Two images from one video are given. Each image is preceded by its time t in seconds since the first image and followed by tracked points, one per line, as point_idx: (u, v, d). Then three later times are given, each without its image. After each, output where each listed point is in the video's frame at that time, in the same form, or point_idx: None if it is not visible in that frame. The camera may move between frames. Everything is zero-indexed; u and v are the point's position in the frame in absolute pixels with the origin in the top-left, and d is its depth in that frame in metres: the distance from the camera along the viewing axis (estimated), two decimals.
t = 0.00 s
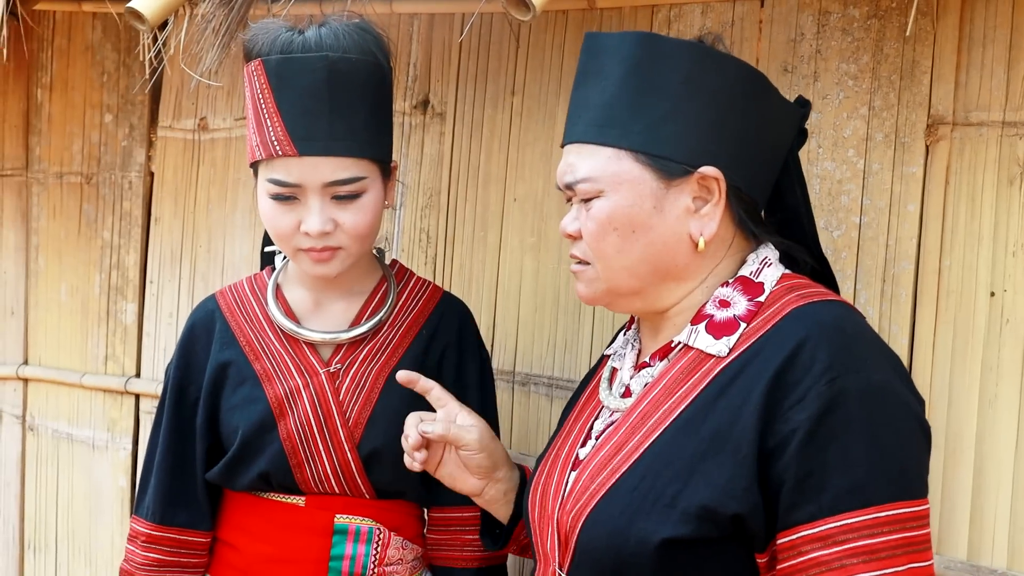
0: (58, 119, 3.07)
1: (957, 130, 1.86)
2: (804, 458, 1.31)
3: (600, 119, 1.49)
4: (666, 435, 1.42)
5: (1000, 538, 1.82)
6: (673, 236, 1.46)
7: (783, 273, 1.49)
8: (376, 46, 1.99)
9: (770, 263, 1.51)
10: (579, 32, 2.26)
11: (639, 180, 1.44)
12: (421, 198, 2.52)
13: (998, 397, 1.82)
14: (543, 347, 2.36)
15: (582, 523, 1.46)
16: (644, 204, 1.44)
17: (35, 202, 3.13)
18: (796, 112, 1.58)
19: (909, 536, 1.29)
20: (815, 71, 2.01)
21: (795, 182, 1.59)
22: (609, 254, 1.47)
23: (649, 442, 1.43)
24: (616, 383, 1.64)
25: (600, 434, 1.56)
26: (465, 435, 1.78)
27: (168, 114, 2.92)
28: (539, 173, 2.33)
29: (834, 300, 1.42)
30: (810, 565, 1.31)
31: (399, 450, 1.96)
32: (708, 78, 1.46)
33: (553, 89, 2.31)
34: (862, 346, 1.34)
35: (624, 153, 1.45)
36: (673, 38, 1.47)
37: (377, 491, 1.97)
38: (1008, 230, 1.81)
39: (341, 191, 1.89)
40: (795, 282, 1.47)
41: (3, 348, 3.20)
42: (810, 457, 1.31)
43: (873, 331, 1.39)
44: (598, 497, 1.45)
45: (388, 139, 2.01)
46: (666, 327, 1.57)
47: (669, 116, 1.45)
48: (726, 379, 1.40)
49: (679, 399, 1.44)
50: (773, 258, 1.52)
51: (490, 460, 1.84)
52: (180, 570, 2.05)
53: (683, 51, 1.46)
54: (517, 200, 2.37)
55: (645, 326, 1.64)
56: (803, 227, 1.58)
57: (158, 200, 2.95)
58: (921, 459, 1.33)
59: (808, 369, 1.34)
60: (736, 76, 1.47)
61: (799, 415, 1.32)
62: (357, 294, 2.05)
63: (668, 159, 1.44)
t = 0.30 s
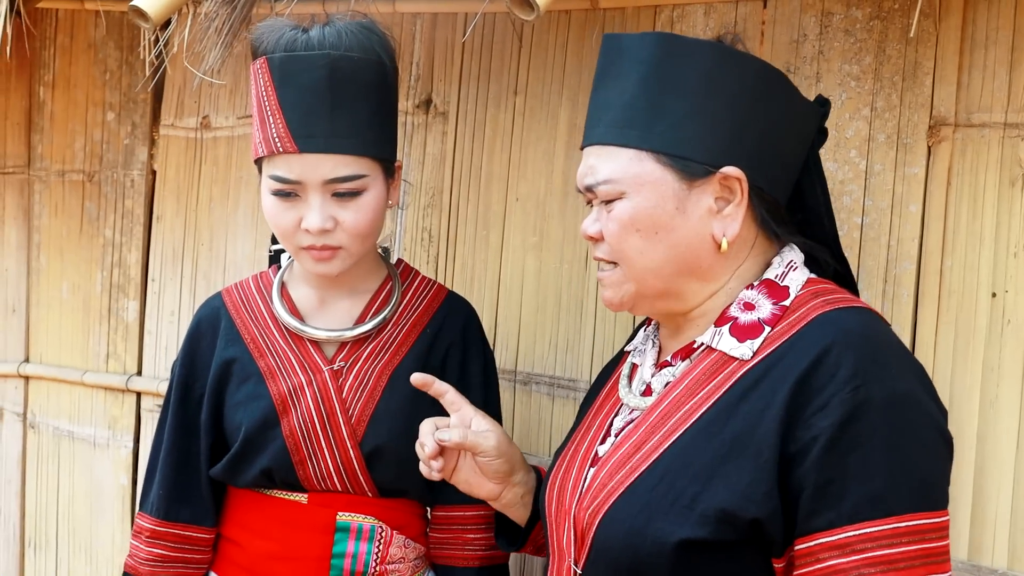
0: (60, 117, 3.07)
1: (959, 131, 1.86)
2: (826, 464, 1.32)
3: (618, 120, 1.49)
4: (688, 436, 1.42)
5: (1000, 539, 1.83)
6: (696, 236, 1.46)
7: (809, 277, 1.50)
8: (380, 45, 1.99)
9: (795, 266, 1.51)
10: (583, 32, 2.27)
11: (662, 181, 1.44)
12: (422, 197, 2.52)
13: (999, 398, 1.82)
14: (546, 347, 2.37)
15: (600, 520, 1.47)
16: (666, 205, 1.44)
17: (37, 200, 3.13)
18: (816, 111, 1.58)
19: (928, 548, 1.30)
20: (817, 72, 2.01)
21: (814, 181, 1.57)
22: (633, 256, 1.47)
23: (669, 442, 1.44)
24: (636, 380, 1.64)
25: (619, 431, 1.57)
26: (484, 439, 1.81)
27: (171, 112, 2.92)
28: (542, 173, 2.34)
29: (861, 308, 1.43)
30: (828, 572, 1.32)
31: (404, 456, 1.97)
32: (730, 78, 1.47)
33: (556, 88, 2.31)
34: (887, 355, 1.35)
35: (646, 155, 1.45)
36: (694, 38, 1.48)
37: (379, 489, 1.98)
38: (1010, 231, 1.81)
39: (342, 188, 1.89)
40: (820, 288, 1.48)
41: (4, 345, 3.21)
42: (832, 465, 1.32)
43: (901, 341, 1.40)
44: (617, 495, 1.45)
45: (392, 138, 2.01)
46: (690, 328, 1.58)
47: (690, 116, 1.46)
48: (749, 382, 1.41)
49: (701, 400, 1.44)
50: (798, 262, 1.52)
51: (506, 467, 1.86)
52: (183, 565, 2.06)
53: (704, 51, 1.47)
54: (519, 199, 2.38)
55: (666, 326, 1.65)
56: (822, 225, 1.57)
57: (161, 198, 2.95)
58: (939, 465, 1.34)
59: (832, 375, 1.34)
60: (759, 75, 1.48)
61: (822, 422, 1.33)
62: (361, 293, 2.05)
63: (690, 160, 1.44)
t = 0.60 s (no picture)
0: (62, 114, 3.08)
1: (964, 128, 1.86)
2: (863, 472, 1.30)
3: (661, 109, 1.48)
4: (718, 438, 1.41)
5: (1005, 536, 1.83)
6: (738, 232, 1.45)
7: (842, 280, 1.49)
8: (386, 42, 1.99)
9: (830, 269, 1.50)
10: (586, 30, 2.27)
11: (707, 174, 1.43)
12: (424, 193, 2.52)
13: (1003, 394, 1.82)
14: (549, 344, 2.37)
15: (625, 517, 1.45)
16: (710, 199, 1.43)
17: (40, 197, 3.13)
18: (858, 110, 1.58)
19: (963, 559, 1.29)
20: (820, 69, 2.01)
21: (852, 183, 1.56)
22: (673, 249, 1.46)
23: (700, 442, 1.42)
24: (662, 377, 1.63)
25: (646, 428, 1.56)
26: (485, 557, 1.72)
27: (174, 109, 2.92)
28: (545, 170, 2.34)
29: (897, 314, 1.41)
30: None
31: (408, 446, 1.95)
32: (779, 73, 1.46)
33: (560, 85, 2.31)
34: (924, 363, 1.34)
35: (692, 145, 1.44)
36: (746, 31, 1.46)
37: (384, 487, 1.98)
38: (1014, 229, 1.81)
39: (346, 183, 1.89)
40: (856, 292, 1.46)
41: (7, 342, 3.21)
42: (869, 474, 1.30)
43: (935, 349, 1.39)
44: (643, 495, 1.44)
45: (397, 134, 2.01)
46: (719, 326, 1.57)
47: (737, 109, 1.44)
48: (784, 385, 1.39)
49: (733, 401, 1.43)
50: (832, 263, 1.51)
51: (523, 549, 1.77)
52: (189, 561, 2.07)
53: (756, 44, 1.45)
54: (523, 196, 2.38)
55: (695, 324, 1.64)
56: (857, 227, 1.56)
57: (163, 195, 2.95)
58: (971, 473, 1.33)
59: (870, 383, 1.33)
60: (807, 71, 1.47)
61: (860, 430, 1.31)
62: (368, 289, 2.06)
63: (737, 154, 1.43)
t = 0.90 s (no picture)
0: (59, 114, 3.07)
1: (960, 126, 1.86)
2: (877, 489, 1.30)
3: (691, 102, 1.47)
4: (729, 442, 1.40)
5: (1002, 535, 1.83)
6: (758, 233, 1.45)
7: (868, 289, 1.47)
8: (388, 41, 1.99)
9: (855, 276, 1.48)
10: (584, 28, 2.28)
11: (730, 173, 1.43)
12: (421, 193, 2.52)
13: (1000, 392, 1.82)
14: (546, 343, 2.37)
15: (631, 516, 1.46)
16: (730, 198, 1.43)
17: (36, 197, 3.12)
18: (901, 114, 1.55)
19: None
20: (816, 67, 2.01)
21: (891, 189, 1.55)
22: (692, 246, 1.46)
23: (712, 444, 1.42)
24: (678, 374, 1.63)
25: (658, 426, 1.56)
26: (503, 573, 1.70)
27: (170, 108, 2.92)
28: (542, 170, 2.34)
29: (920, 327, 1.39)
30: None
31: (407, 449, 1.95)
32: (815, 71, 1.44)
33: (557, 84, 2.31)
34: (945, 380, 1.33)
35: (717, 142, 1.44)
36: (783, 27, 1.45)
37: (383, 488, 1.97)
38: (1011, 227, 1.81)
39: (342, 181, 1.89)
40: (880, 301, 1.44)
41: (4, 342, 3.20)
42: (883, 491, 1.30)
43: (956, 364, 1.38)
44: (651, 494, 1.44)
45: (397, 134, 2.00)
46: (739, 328, 1.56)
47: (767, 108, 1.44)
48: (800, 395, 1.38)
49: (747, 407, 1.42)
50: (858, 271, 1.49)
51: (546, 555, 1.79)
52: (189, 560, 2.06)
53: (791, 43, 1.44)
54: (520, 196, 2.38)
55: (716, 322, 1.63)
56: (891, 230, 1.54)
57: (160, 195, 2.95)
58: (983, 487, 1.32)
59: (889, 399, 1.32)
60: (844, 71, 1.45)
61: (876, 445, 1.31)
62: (370, 289, 2.06)
63: (761, 154, 1.42)
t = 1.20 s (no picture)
0: (48, 112, 3.05)
1: (950, 128, 1.86)
2: (865, 489, 1.30)
3: (683, 104, 1.47)
4: (718, 440, 1.40)
5: (992, 538, 1.83)
6: (752, 235, 1.44)
7: (859, 291, 1.47)
8: (380, 41, 1.98)
9: (847, 278, 1.48)
10: (574, 29, 2.27)
11: (723, 175, 1.42)
12: (412, 193, 2.51)
13: (990, 395, 1.82)
14: (536, 344, 2.36)
15: (617, 515, 1.45)
16: (724, 200, 1.42)
17: (25, 195, 3.11)
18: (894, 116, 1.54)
19: None
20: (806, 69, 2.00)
21: (885, 191, 1.53)
22: (686, 247, 1.45)
23: (700, 443, 1.41)
24: (667, 372, 1.62)
25: (646, 424, 1.55)
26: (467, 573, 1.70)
27: (160, 107, 2.90)
28: (532, 171, 2.33)
29: (910, 329, 1.40)
30: None
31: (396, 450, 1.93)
32: (805, 73, 1.44)
33: (547, 84, 2.30)
34: (935, 382, 1.33)
35: (711, 145, 1.43)
36: (775, 29, 1.44)
37: (372, 490, 1.96)
38: (1001, 229, 1.81)
39: (332, 181, 1.88)
40: (871, 304, 1.45)
41: None
42: (871, 491, 1.30)
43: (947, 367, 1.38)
44: (639, 490, 1.43)
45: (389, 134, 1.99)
46: (731, 329, 1.56)
47: (759, 110, 1.43)
48: (790, 394, 1.38)
49: (736, 406, 1.42)
50: (850, 272, 1.50)
51: (530, 558, 1.78)
52: (178, 561, 2.05)
53: (784, 45, 1.43)
54: (510, 196, 2.37)
55: (707, 323, 1.63)
56: (884, 231, 1.52)
57: (150, 194, 2.93)
58: (971, 488, 1.31)
59: (879, 400, 1.32)
60: (835, 73, 1.45)
61: (864, 445, 1.30)
62: (362, 291, 2.04)
63: (755, 156, 1.42)
